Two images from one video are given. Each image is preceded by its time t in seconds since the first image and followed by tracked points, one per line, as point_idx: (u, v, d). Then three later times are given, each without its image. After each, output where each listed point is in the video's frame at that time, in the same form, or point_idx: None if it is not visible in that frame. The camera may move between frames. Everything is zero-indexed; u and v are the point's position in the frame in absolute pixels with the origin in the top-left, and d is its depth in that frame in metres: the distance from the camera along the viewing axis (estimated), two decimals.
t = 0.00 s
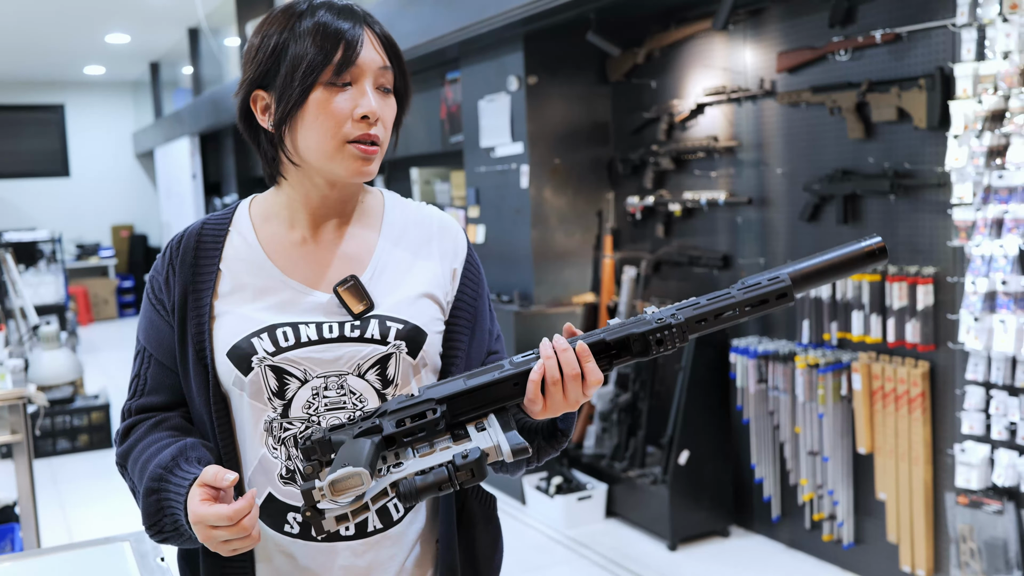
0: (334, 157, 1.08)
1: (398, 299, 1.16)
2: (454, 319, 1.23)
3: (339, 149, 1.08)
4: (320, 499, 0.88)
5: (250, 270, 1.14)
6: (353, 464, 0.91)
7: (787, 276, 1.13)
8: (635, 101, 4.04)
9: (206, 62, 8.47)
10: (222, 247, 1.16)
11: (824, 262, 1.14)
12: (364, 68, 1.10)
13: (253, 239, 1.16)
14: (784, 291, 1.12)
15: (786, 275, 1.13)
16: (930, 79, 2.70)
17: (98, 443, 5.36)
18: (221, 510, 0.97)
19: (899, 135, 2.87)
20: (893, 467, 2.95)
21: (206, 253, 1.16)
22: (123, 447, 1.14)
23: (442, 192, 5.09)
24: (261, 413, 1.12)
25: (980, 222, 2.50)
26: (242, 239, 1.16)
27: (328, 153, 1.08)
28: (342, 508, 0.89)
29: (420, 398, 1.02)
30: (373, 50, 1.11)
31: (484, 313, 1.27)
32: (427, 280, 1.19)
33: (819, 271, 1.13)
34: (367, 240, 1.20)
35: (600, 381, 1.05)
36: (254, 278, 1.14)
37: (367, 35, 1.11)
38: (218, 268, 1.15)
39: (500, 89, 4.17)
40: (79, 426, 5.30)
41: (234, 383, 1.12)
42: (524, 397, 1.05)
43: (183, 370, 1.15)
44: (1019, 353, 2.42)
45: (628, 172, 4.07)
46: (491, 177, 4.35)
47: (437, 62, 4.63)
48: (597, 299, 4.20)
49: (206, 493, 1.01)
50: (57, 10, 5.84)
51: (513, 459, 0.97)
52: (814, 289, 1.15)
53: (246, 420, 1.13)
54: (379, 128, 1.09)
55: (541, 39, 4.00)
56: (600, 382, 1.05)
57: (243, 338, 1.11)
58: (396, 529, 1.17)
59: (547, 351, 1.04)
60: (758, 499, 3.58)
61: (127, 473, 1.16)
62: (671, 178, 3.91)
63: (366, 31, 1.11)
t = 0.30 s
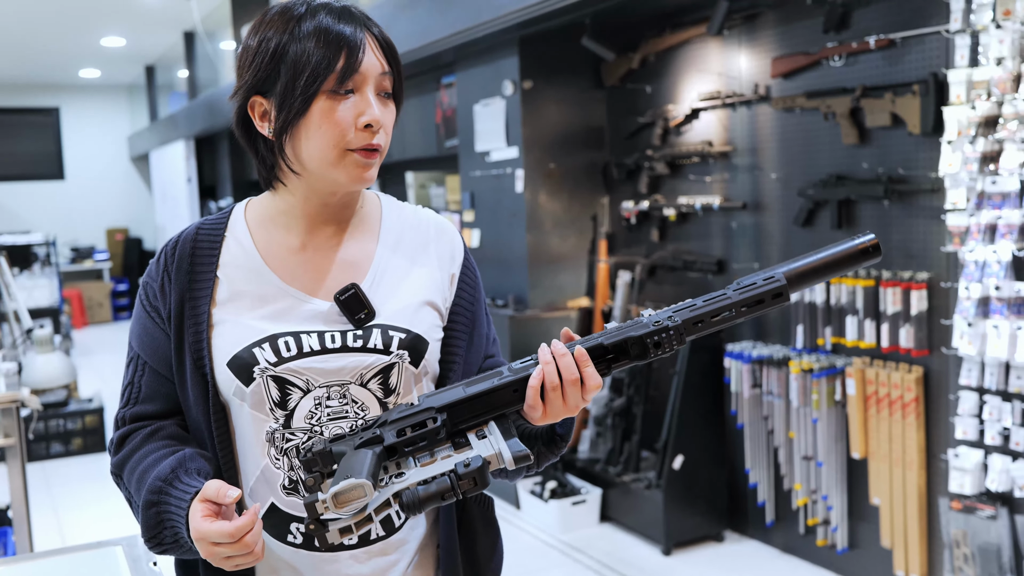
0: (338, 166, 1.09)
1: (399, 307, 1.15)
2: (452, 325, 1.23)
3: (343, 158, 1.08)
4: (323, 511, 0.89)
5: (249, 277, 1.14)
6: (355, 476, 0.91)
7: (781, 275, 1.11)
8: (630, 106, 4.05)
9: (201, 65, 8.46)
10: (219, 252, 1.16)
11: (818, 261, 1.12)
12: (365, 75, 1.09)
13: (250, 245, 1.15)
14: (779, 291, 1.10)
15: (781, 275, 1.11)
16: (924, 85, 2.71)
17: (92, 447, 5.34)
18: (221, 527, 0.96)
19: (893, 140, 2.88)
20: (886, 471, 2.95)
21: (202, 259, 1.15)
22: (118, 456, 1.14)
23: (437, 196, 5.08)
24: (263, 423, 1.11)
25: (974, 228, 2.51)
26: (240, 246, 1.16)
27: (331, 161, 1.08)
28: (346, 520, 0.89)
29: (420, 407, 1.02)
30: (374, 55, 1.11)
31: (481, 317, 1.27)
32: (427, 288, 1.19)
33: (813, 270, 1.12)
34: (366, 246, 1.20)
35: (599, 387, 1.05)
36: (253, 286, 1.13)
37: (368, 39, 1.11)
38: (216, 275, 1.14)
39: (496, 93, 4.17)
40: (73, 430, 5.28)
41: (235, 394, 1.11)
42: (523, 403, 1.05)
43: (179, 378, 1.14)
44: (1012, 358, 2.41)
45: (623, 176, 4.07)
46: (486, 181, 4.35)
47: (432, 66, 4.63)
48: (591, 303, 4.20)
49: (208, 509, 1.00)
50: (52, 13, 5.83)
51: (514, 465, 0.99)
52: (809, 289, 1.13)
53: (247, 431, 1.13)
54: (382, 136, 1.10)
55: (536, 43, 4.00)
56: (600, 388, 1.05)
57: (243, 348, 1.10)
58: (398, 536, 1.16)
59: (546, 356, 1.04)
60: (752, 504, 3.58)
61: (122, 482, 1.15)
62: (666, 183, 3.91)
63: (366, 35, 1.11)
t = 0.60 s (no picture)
0: (317, 164, 1.08)
1: (403, 313, 1.16)
2: (455, 330, 1.24)
3: (321, 156, 1.07)
4: (331, 525, 0.89)
5: (251, 280, 1.13)
6: (364, 491, 0.91)
7: (788, 292, 1.14)
8: (626, 110, 4.05)
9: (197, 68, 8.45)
10: (222, 254, 1.15)
11: (823, 279, 1.15)
12: (352, 74, 1.09)
13: (253, 246, 1.15)
14: (786, 308, 1.13)
15: (787, 292, 1.14)
16: (918, 88, 2.71)
17: (86, 451, 5.31)
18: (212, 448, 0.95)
19: (887, 144, 2.89)
20: (881, 475, 2.95)
21: (206, 259, 1.15)
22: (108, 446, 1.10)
23: (433, 200, 5.08)
24: (264, 427, 1.11)
25: (968, 231, 2.52)
26: (241, 247, 1.15)
27: (311, 159, 1.08)
28: (355, 534, 0.90)
29: (426, 419, 1.03)
30: (365, 55, 1.10)
31: (484, 324, 1.29)
32: (430, 294, 1.19)
33: (819, 288, 1.14)
34: (371, 251, 1.20)
35: (605, 401, 1.06)
36: (255, 289, 1.12)
37: (360, 38, 1.11)
38: (220, 277, 1.14)
39: (491, 97, 4.17)
40: (67, 435, 5.25)
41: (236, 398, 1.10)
42: (529, 416, 1.06)
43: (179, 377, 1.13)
44: (1006, 361, 2.43)
45: (619, 180, 4.08)
46: (481, 185, 4.35)
47: (428, 70, 4.63)
48: (587, 307, 4.20)
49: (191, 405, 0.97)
50: (46, 17, 5.82)
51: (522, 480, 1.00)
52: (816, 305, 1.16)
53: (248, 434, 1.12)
54: (364, 136, 1.08)
55: (532, 48, 4.01)
56: (606, 402, 1.06)
57: (246, 351, 1.10)
58: (397, 543, 1.16)
59: (553, 370, 1.06)
60: (748, 507, 3.58)
61: (109, 474, 1.11)
62: (661, 187, 3.91)
63: (359, 35, 1.11)
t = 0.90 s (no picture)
0: (313, 177, 1.09)
1: (418, 333, 1.17)
2: (462, 354, 1.25)
3: (315, 169, 1.09)
4: (301, 559, 0.88)
5: (268, 284, 1.14)
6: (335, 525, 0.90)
7: (787, 330, 1.13)
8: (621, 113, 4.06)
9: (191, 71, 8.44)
10: (243, 250, 1.16)
11: (825, 317, 1.14)
12: (349, 85, 1.08)
13: (273, 245, 1.16)
14: (784, 346, 1.12)
15: (786, 330, 1.13)
16: (912, 91, 2.72)
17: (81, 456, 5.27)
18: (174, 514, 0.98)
19: (882, 146, 2.89)
20: (876, 477, 2.95)
21: (226, 253, 1.16)
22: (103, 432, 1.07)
23: (428, 203, 5.07)
24: (267, 440, 1.13)
25: (962, 234, 2.52)
26: (260, 245, 1.17)
27: (308, 171, 1.10)
28: (325, 567, 0.89)
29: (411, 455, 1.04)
30: (365, 65, 1.08)
31: (493, 350, 1.30)
32: (444, 318, 1.21)
33: (817, 327, 1.13)
34: (391, 264, 1.22)
35: (592, 440, 1.05)
36: (271, 293, 1.13)
37: (360, 48, 1.08)
38: (239, 274, 1.15)
39: (486, 100, 4.17)
40: (63, 438, 5.20)
41: (241, 404, 1.12)
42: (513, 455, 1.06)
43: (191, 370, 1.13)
44: (1000, 363, 2.43)
45: (614, 183, 4.09)
46: (476, 188, 4.34)
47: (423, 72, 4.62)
48: (582, 309, 4.20)
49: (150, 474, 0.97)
50: (39, 20, 5.80)
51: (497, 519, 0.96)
52: (816, 344, 1.14)
53: (251, 449, 1.14)
54: (355, 152, 1.07)
55: (527, 51, 4.01)
56: (593, 441, 1.05)
57: (257, 360, 1.11)
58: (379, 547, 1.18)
59: (536, 410, 1.04)
60: (743, 509, 3.58)
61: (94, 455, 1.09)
62: (656, 189, 3.92)
63: (359, 44, 1.08)
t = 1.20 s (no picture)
0: (325, 182, 1.09)
1: (419, 343, 1.17)
2: (464, 361, 1.26)
3: (328, 174, 1.09)
4: None
5: (270, 286, 1.13)
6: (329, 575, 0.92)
7: (782, 361, 1.12)
8: (618, 113, 4.06)
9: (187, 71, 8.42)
10: (247, 252, 1.15)
11: (822, 345, 1.13)
12: (365, 91, 1.07)
13: (279, 246, 1.16)
14: (778, 380, 1.11)
15: (782, 361, 1.12)
16: (908, 91, 2.73)
17: (77, 455, 5.26)
18: None
19: (878, 146, 2.89)
20: (873, 477, 2.96)
21: (231, 252, 1.15)
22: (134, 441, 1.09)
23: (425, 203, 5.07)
24: (262, 440, 1.14)
25: (959, 233, 2.53)
26: (266, 245, 1.16)
27: (321, 175, 1.10)
28: None
29: (403, 488, 1.03)
30: (381, 70, 1.07)
31: (497, 355, 1.30)
32: (447, 328, 1.20)
33: (813, 358, 1.12)
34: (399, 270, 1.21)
35: (587, 475, 1.04)
36: (273, 295, 1.13)
37: (377, 53, 1.07)
38: (242, 274, 1.14)
39: (482, 100, 4.17)
40: (59, 438, 5.20)
41: (238, 405, 1.13)
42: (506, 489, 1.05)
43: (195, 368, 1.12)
44: (996, 362, 2.43)
45: (610, 183, 4.09)
46: (473, 188, 4.34)
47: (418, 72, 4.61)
48: (579, 310, 4.20)
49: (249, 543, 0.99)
50: (35, 20, 5.79)
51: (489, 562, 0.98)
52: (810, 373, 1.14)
53: (247, 444, 1.16)
54: (368, 159, 1.07)
55: (524, 51, 4.01)
56: (587, 476, 1.04)
57: (255, 364, 1.11)
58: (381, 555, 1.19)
59: (532, 445, 1.04)
60: (740, 509, 3.59)
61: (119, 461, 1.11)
62: (653, 189, 3.92)
63: (377, 48, 1.07)
